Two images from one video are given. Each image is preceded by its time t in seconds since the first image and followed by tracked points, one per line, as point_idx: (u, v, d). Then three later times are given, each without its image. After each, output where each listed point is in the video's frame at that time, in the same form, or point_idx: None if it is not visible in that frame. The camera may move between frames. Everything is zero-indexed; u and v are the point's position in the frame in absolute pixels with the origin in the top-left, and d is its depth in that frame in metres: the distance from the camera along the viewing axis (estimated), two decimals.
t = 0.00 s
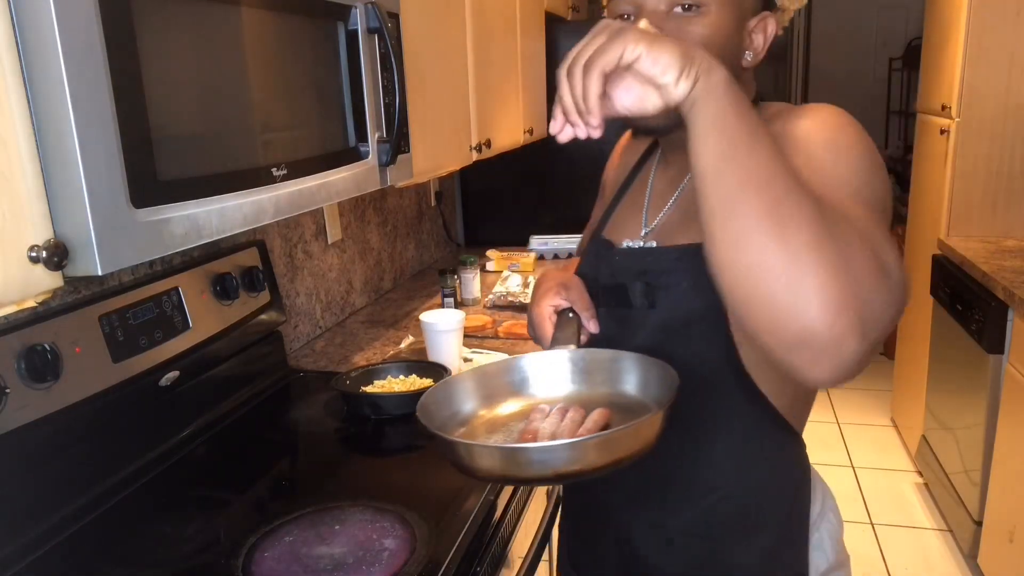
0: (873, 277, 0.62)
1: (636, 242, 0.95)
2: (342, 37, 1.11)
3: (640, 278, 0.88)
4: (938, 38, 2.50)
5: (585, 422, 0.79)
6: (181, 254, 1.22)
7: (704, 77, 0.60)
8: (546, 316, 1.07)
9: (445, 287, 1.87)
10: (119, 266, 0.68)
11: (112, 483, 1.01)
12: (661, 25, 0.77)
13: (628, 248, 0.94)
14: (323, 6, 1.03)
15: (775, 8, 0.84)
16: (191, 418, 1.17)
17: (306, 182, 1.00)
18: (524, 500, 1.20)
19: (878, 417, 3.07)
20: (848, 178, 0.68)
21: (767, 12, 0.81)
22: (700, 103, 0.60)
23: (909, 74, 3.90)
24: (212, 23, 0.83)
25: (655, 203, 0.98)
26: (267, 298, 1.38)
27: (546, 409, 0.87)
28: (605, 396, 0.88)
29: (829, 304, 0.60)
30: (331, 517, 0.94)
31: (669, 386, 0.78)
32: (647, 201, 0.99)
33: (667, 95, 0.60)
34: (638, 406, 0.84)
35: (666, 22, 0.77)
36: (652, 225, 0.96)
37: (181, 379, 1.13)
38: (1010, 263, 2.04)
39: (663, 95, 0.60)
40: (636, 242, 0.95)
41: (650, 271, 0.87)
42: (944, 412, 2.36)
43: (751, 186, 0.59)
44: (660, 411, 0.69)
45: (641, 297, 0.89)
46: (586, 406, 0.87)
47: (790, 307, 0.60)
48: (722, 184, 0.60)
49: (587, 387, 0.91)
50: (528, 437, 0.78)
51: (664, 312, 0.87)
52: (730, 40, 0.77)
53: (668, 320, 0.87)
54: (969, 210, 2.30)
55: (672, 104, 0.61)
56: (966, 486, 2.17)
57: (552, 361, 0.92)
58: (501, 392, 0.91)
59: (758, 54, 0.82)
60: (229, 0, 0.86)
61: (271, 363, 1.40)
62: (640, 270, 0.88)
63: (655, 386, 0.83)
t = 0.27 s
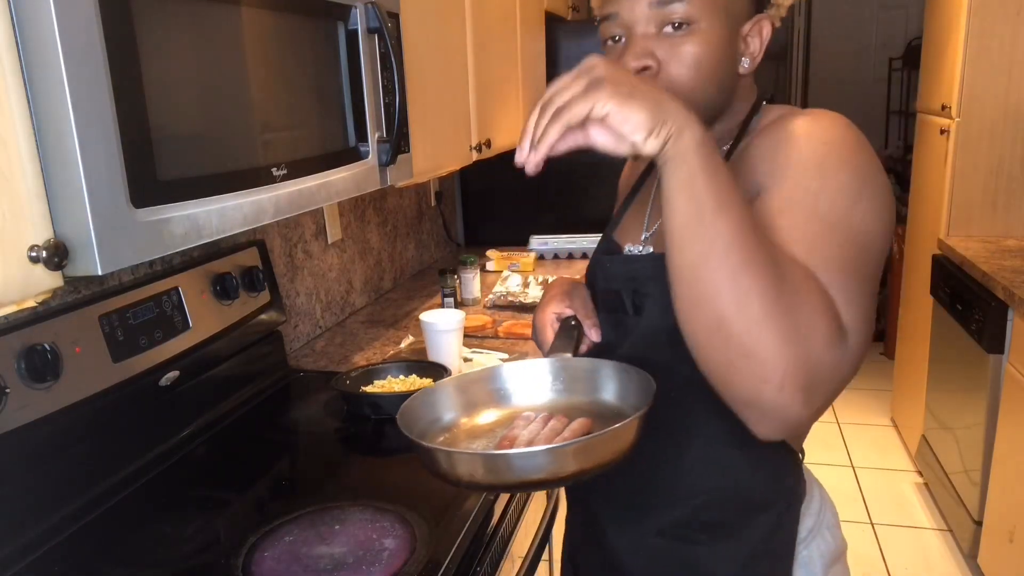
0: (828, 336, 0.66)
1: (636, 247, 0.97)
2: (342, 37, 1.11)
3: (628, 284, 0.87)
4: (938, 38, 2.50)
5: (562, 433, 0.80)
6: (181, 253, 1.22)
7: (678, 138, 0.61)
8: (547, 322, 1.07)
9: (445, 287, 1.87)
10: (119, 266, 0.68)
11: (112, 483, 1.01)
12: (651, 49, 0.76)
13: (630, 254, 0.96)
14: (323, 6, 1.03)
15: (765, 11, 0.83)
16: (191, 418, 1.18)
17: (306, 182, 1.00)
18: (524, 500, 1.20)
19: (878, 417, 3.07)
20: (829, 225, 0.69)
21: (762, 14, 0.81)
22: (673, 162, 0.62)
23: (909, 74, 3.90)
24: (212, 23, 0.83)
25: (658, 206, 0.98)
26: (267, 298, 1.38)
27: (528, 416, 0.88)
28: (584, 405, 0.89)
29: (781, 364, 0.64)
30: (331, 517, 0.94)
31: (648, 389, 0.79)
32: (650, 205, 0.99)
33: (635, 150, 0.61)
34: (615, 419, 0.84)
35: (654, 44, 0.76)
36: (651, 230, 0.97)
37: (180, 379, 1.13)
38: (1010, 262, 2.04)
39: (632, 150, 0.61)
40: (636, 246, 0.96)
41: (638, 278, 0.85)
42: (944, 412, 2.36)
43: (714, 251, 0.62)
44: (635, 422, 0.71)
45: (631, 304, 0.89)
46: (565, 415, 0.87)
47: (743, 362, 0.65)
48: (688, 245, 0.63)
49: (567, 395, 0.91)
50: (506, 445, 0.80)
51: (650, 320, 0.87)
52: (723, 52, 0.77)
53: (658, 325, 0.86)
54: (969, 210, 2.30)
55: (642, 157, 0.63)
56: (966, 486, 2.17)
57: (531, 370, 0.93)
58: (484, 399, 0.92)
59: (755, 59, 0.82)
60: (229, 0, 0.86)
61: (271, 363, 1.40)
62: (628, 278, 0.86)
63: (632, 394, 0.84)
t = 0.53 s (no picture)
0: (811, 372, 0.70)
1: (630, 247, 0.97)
2: (342, 37, 1.11)
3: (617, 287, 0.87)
4: (938, 37, 2.50)
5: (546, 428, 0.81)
6: (182, 253, 1.22)
7: (672, 179, 0.65)
8: (546, 319, 1.08)
9: (445, 287, 1.87)
10: (119, 266, 0.68)
11: (112, 483, 1.01)
12: (643, 69, 0.78)
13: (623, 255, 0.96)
14: (323, 5, 1.03)
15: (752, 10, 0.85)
16: (191, 418, 1.18)
17: (306, 182, 1.00)
18: (525, 500, 1.19)
19: (878, 417, 3.07)
20: (821, 260, 0.70)
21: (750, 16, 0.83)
22: (667, 203, 0.66)
23: (909, 73, 3.90)
24: (212, 23, 0.83)
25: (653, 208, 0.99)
26: (268, 298, 1.38)
27: (520, 410, 0.89)
28: (573, 402, 0.89)
29: (761, 399, 0.68)
30: (332, 517, 0.94)
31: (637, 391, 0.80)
32: (642, 210, 1.00)
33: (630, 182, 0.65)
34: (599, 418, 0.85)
35: (645, 66, 0.78)
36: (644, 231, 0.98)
37: (181, 379, 1.13)
38: (1010, 262, 2.04)
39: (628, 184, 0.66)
40: (629, 247, 0.97)
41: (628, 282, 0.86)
42: (944, 412, 2.36)
43: (700, 295, 0.66)
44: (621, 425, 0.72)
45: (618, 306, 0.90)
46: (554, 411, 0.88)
47: (722, 394, 0.69)
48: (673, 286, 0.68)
49: (558, 392, 0.91)
50: (493, 435, 0.81)
51: (636, 324, 0.86)
52: (714, 66, 0.79)
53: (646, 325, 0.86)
54: (969, 210, 2.30)
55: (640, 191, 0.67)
56: (965, 486, 2.17)
57: (525, 364, 0.94)
58: (477, 392, 0.94)
59: (746, 63, 0.83)
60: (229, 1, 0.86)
61: (271, 363, 1.40)
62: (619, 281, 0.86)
63: (622, 393, 0.84)
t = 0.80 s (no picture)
0: (816, 386, 0.71)
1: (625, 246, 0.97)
2: (342, 37, 1.11)
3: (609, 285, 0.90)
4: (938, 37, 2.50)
5: (543, 428, 0.81)
6: (182, 253, 1.22)
7: (656, 213, 0.66)
8: (541, 317, 1.08)
9: (445, 287, 1.87)
10: (119, 266, 0.68)
11: (112, 483, 1.01)
12: (638, 85, 0.79)
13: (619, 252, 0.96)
14: (323, 5, 1.03)
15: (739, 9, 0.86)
16: (191, 417, 1.18)
17: (306, 182, 1.00)
18: (525, 500, 1.19)
19: (878, 417, 3.07)
20: (818, 273, 0.70)
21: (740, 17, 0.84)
22: (654, 234, 0.66)
23: (909, 73, 3.90)
24: (212, 23, 0.83)
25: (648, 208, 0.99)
26: (268, 298, 1.38)
27: (516, 408, 0.89)
28: (568, 399, 0.90)
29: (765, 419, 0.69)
30: (332, 517, 0.94)
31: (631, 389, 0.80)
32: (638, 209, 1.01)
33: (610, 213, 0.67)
34: (595, 415, 0.85)
35: (640, 81, 0.79)
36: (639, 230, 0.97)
37: (181, 379, 1.13)
38: (1010, 262, 2.04)
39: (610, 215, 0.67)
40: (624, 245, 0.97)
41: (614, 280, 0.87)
42: (944, 412, 2.36)
43: (694, 323, 0.67)
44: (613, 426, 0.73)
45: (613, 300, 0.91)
46: (548, 409, 0.88)
47: (731, 419, 0.70)
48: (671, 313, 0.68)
49: (553, 389, 0.92)
50: (489, 437, 0.82)
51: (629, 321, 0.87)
52: (708, 77, 0.80)
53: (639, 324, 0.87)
54: (969, 210, 2.30)
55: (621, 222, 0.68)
56: (965, 486, 2.17)
57: (521, 362, 0.94)
58: (474, 389, 0.94)
59: (738, 64, 0.84)
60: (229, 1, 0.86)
61: (271, 363, 1.40)
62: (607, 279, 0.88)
63: (616, 392, 0.84)
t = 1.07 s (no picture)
0: (842, 378, 0.73)
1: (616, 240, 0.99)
2: (342, 37, 1.11)
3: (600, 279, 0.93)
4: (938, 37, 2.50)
5: (541, 419, 0.82)
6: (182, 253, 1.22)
7: (646, 267, 0.67)
8: (535, 313, 1.07)
9: (445, 287, 1.87)
10: (119, 266, 0.67)
11: (112, 482, 1.01)
12: (631, 90, 0.79)
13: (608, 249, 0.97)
14: (323, 5, 1.03)
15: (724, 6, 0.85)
16: (191, 417, 1.17)
17: (306, 182, 1.00)
18: (525, 500, 1.19)
19: (878, 417, 3.07)
20: (827, 276, 0.71)
21: (726, 16, 0.83)
22: (650, 286, 0.67)
23: (908, 73, 3.90)
24: (212, 23, 0.83)
25: (638, 202, 1.00)
26: (267, 297, 1.38)
27: (511, 403, 0.90)
28: (562, 393, 0.91)
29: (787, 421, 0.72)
30: (332, 517, 0.94)
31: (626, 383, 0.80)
32: (629, 204, 1.02)
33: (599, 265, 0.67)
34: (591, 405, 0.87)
35: (632, 85, 0.79)
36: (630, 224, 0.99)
37: (181, 378, 1.13)
38: (1010, 262, 2.04)
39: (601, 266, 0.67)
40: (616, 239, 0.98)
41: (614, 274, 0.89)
42: (944, 411, 2.36)
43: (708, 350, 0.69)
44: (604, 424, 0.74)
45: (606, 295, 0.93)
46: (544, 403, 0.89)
47: (758, 427, 0.73)
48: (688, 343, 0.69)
49: (545, 385, 0.93)
50: (488, 429, 0.82)
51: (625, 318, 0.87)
52: (700, 80, 0.80)
53: (636, 322, 0.87)
54: (969, 210, 2.30)
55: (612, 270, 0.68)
56: (965, 486, 2.17)
57: (516, 358, 0.94)
58: (467, 386, 0.94)
59: (727, 63, 0.84)
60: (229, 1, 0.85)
61: (271, 363, 1.40)
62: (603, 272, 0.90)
63: (610, 384, 0.85)
